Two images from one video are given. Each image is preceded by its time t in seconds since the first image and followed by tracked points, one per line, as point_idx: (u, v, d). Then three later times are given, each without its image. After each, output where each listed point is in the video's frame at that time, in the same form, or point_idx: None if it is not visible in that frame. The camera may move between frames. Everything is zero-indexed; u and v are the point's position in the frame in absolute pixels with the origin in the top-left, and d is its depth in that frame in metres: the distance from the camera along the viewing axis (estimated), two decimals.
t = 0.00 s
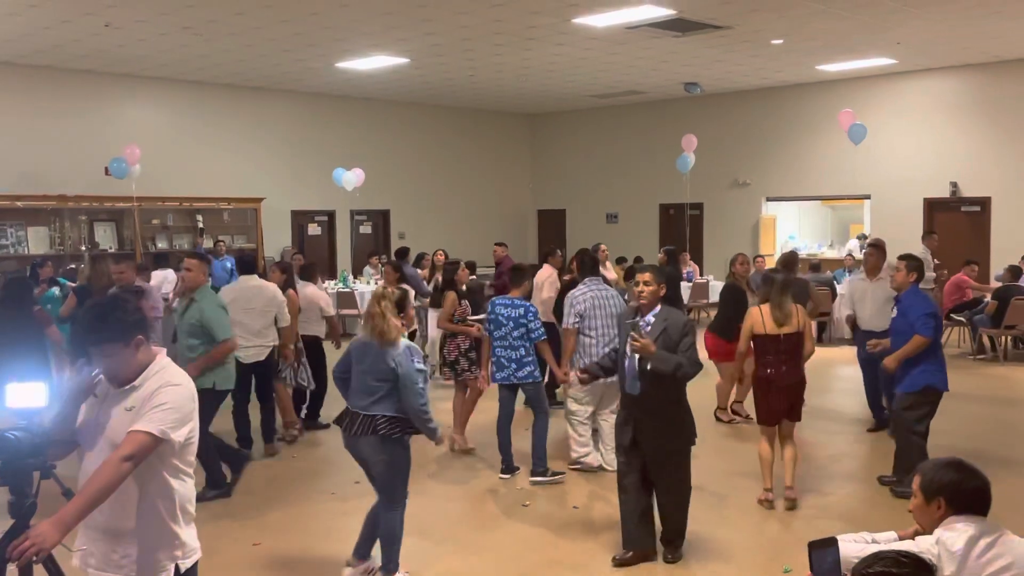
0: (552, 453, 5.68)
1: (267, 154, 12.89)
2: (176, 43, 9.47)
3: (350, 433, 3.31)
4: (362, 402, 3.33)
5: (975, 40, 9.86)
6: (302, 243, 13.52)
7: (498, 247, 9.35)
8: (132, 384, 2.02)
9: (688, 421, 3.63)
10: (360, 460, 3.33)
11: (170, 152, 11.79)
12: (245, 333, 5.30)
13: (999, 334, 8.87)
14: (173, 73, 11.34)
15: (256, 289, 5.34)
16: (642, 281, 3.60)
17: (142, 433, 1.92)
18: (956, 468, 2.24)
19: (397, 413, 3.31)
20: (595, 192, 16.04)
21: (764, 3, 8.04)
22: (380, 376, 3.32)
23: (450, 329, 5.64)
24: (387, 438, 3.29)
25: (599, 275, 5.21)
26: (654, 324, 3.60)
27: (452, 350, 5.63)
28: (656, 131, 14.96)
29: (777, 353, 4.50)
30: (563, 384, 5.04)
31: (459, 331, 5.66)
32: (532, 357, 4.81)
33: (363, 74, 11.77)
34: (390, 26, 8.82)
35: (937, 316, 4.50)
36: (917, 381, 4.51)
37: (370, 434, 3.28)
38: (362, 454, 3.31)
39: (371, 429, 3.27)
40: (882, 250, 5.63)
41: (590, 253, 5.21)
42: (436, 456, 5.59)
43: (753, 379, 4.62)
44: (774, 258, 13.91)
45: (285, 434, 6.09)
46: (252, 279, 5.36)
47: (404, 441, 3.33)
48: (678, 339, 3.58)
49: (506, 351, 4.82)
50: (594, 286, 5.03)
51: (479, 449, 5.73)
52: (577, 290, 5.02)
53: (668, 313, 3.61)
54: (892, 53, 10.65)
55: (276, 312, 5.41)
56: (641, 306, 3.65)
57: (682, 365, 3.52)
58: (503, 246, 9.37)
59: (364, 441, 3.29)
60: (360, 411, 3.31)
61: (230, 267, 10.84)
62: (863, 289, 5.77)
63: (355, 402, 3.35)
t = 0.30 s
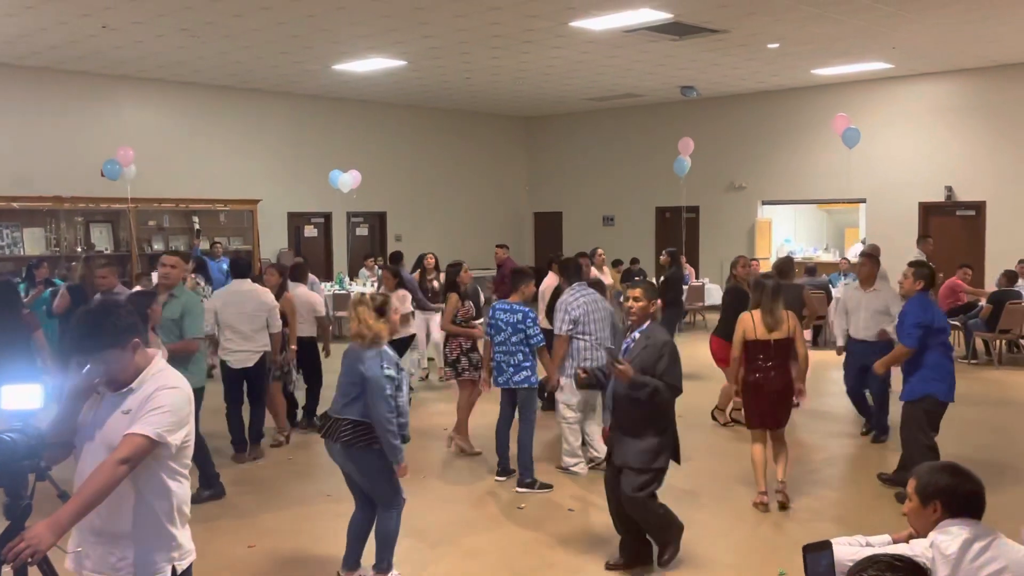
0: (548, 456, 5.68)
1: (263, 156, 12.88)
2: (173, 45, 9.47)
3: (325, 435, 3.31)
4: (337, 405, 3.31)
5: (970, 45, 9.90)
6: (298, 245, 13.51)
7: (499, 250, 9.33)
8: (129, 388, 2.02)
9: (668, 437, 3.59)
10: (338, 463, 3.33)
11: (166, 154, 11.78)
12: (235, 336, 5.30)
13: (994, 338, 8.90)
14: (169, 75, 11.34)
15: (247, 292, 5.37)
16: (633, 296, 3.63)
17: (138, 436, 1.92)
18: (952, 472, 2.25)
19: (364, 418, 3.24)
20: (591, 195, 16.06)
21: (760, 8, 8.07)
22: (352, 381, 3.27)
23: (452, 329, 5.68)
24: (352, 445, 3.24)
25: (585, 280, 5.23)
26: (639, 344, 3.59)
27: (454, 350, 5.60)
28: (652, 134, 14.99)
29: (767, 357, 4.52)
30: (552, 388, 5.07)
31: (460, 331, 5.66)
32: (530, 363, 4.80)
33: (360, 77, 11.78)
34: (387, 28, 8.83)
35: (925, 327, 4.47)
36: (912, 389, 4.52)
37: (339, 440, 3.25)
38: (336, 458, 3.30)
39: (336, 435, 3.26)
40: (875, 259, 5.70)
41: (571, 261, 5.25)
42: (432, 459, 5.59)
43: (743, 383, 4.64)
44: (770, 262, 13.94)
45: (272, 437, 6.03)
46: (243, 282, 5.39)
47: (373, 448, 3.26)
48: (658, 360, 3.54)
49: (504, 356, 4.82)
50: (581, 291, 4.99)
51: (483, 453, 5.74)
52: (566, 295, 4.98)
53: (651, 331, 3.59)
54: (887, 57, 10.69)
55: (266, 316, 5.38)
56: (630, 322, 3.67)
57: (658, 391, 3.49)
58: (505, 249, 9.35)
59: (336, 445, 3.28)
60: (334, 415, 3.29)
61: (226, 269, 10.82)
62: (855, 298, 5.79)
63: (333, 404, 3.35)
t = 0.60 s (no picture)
0: (543, 458, 5.68)
1: (258, 157, 12.86)
2: (168, 46, 9.45)
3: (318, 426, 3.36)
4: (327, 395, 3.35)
5: (964, 49, 9.93)
6: (293, 247, 13.49)
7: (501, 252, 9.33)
8: (121, 389, 2.00)
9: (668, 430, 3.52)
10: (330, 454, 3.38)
11: (161, 155, 11.75)
12: (227, 334, 5.26)
13: (988, 341, 8.92)
14: (164, 75, 11.31)
15: (241, 290, 5.37)
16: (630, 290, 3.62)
17: (131, 437, 1.91)
18: (948, 476, 2.25)
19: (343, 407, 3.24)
20: (587, 198, 16.07)
21: (755, 11, 8.08)
22: (337, 370, 3.29)
23: (445, 331, 5.68)
24: (333, 434, 3.25)
25: (573, 279, 5.30)
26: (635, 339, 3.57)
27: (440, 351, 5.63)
28: (647, 137, 15.01)
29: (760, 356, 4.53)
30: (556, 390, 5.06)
31: (452, 332, 5.65)
32: (530, 366, 4.77)
33: (356, 78, 11.77)
34: (383, 30, 8.82)
35: (914, 329, 4.50)
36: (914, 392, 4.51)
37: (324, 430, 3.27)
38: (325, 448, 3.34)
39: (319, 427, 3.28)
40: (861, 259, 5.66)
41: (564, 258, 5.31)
42: (426, 462, 5.58)
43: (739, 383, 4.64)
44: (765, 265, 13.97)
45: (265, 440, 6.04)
46: (238, 280, 5.40)
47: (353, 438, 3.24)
48: (652, 350, 3.52)
49: (507, 358, 4.80)
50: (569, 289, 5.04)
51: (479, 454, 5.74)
52: (556, 295, 4.98)
53: (644, 324, 3.58)
54: (882, 61, 10.72)
55: (261, 314, 5.38)
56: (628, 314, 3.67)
57: (653, 379, 3.45)
58: (505, 251, 9.35)
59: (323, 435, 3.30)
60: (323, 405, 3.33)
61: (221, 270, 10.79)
62: (833, 297, 5.75)
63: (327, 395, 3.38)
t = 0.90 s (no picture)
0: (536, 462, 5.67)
1: (252, 159, 12.84)
2: (162, 47, 9.43)
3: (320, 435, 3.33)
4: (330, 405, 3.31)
5: (957, 54, 9.98)
6: (286, 249, 13.46)
7: (496, 255, 9.34)
8: (113, 391, 1.99)
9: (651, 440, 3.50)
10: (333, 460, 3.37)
11: (154, 156, 11.72)
12: (225, 342, 5.25)
13: (980, 345, 8.94)
14: (158, 76, 11.29)
15: (240, 296, 5.36)
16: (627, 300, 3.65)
17: (121, 439, 1.90)
18: (942, 481, 2.26)
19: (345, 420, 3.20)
20: (580, 201, 16.08)
21: (750, 15, 8.10)
22: (339, 382, 3.23)
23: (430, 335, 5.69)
24: (335, 446, 3.22)
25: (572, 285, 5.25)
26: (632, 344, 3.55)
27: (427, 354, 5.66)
28: (641, 141, 15.04)
29: (755, 362, 4.55)
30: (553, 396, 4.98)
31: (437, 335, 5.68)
32: (532, 371, 4.73)
33: (351, 80, 11.76)
34: (378, 33, 8.82)
35: (916, 335, 4.49)
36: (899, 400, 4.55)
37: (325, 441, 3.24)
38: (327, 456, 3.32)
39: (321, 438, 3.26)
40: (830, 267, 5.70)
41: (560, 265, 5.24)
42: (421, 465, 5.57)
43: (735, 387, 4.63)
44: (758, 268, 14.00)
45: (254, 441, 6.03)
46: (236, 285, 5.39)
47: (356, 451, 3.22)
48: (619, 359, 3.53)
49: (512, 360, 4.77)
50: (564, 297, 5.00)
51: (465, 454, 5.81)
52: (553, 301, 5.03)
53: (644, 331, 3.58)
54: (875, 66, 10.77)
55: (260, 321, 5.37)
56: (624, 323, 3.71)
57: (611, 388, 3.49)
58: (501, 254, 9.35)
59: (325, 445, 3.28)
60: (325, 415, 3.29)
61: (215, 271, 10.78)
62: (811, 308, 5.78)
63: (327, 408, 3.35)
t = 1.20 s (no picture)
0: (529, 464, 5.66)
1: (246, 161, 12.81)
2: (155, 47, 9.41)
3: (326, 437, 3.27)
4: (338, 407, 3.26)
5: (948, 59, 10.03)
6: (279, 250, 13.43)
7: (485, 258, 9.32)
8: (102, 393, 1.98)
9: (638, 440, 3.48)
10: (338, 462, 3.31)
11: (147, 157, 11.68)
12: (216, 337, 5.22)
13: (972, 349, 8.98)
14: (151, 77, 11.25)
15: (231, 293, 5.33)
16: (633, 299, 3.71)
17: (111, 441, 1.88)
18: (933, 484, 2.26)
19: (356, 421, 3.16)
20: (574, 204, 16.09)
21: (743, 19, 8.13)
22: (349, 383, 3.20)
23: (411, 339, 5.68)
24: (343, 447, 3.17)
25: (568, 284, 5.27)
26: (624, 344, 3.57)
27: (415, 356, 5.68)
28: (635, 144, 15.06)
29: (743, 362, 4.56)
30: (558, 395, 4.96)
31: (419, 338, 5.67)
32: (556, 374, 4.64)
33: (344, 81, 11.75)
34: (371, 34, 8.82)
35: (901, 327, 4.51)
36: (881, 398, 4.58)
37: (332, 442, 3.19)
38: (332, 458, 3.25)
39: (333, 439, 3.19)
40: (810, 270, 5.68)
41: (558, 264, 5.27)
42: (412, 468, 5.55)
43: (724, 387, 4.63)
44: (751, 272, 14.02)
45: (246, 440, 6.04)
46: (227, 283, 5.36)
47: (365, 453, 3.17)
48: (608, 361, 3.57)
49: (531, 365, 4.67)
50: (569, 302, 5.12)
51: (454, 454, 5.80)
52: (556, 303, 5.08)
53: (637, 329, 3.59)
54: (868, 71, 10.83)
55: (251, 318, 5.36)
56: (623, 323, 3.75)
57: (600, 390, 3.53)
58: (490, 257, 9.33)
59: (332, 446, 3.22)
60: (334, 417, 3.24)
61: (207, 273, 10.75)
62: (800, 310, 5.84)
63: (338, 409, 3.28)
